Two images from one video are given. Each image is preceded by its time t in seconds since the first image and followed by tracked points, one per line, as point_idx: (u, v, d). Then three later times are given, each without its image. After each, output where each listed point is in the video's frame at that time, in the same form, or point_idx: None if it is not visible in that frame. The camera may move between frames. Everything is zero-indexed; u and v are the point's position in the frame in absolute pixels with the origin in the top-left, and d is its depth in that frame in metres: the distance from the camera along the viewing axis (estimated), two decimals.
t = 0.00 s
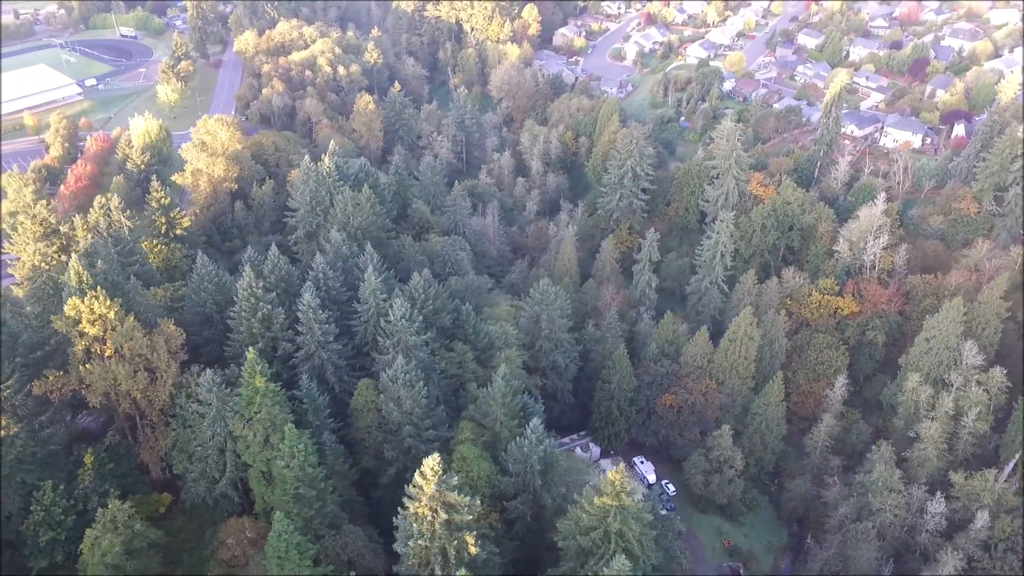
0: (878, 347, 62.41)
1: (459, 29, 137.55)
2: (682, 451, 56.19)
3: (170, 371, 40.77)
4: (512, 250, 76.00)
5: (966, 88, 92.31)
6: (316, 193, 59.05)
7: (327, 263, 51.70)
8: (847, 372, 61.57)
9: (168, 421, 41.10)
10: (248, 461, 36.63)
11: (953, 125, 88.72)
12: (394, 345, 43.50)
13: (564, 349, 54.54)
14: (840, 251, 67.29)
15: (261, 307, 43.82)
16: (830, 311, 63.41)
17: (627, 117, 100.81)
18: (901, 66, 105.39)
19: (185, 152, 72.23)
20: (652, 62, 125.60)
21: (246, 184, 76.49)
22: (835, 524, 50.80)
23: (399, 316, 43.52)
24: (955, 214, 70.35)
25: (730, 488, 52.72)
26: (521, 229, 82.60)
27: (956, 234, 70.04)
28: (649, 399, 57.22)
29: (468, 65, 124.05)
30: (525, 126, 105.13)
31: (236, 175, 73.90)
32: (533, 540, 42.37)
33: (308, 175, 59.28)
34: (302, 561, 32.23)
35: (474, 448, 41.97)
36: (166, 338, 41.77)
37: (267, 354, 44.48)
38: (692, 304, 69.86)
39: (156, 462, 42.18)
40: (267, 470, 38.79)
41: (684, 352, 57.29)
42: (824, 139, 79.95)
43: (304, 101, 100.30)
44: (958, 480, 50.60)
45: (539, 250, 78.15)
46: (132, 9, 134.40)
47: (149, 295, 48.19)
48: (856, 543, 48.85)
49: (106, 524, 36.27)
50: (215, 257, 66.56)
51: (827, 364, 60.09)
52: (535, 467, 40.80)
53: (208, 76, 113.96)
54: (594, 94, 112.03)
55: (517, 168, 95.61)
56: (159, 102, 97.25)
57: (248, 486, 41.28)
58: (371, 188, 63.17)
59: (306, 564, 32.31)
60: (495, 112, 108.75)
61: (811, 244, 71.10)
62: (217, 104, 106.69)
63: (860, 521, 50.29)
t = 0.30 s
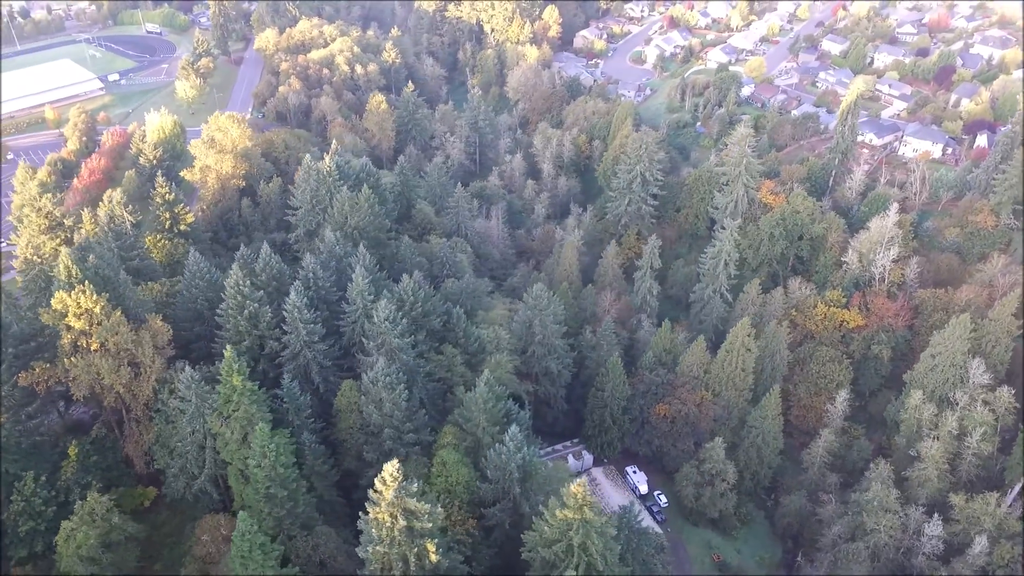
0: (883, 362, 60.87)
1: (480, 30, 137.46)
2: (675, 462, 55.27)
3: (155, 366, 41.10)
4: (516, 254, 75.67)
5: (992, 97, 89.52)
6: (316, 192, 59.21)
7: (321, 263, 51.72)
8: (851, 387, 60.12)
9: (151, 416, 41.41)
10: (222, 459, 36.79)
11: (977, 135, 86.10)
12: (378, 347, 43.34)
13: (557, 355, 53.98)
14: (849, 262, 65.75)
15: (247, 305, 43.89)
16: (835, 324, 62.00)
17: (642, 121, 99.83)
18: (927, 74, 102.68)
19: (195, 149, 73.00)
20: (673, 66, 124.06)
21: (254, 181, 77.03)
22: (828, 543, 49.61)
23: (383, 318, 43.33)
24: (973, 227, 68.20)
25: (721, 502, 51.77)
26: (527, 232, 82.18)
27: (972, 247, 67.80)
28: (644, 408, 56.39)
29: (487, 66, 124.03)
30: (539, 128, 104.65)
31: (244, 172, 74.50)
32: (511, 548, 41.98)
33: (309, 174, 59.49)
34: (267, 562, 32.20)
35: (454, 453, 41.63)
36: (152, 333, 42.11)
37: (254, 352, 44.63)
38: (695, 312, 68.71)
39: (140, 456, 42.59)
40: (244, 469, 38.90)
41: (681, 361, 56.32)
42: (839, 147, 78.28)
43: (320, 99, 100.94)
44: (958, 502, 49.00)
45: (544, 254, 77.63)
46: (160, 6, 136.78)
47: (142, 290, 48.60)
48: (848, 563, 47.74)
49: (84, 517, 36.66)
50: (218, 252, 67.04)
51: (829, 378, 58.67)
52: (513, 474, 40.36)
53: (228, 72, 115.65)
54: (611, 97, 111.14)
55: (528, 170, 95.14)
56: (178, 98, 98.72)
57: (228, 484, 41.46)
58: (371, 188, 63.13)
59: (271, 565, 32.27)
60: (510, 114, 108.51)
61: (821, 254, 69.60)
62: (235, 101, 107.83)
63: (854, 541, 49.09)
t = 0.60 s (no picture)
0: (888, 378, 59.36)
1: (499, 31, 137.33)
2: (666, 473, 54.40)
3: (140, 360, 41.46)
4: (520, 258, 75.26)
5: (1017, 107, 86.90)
6: (315, 191, 59.41)
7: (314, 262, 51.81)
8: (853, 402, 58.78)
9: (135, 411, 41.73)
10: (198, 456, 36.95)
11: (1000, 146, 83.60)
12: (362, 349, 43.26)
13: (548, 361, 53.44)
14: (856, 274, 64.31)
15: (234, 304, 44.05)
16: (839, 337, 60.64)
17: (656, 126, 98.82)
18: (952, 82, 99.99)
19: (204, 146, 73.87)
20: (692, 70, 122.49)
21: (262, 179, 77.53)
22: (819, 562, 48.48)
23: (366, 320, 43.20)
24: (988, 241, 66.18)
25: (711, 515, 50.83)
26: (533, 236, 81.67)
27: (987, 262, 65.73)
28: (637, 418, 55.59)
29: (504, 68, 123.75)
30: (553, 130, 104.07)
31: (251, 170, 75.01)
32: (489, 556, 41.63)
33: (309, 173, 59.74)
34: (231, 561, 32.19)
35: (433, 458, 41.39)
36: (139, 328, 42.46)
37: (240, 350, 44.81)
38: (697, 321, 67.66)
39: (124, 450, 42.93)
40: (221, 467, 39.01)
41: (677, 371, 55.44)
42: (853, 156, 76.64)
43: (334, 99, 101.49)
44: (956, 524, 47.53)
45: (548, 258, 77.05)
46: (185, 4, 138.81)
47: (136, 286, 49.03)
48: None
49: (62, 509, 37.00)
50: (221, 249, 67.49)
51: (829, 393, 57.43)
52: (489, 481, 39.99)
53: (247, 70, 117.06)
54: (627, 101, 110.19)
55: (539, 173, 94.63)
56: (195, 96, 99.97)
57: (208, 481, 41.64)
58: (371, 188, 63.15)
59: (235, 565, 32.26)
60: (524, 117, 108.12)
61: (829, 266, 68.16)
62: (252, 99, 108.90)
63: (846, 561, 47.89)
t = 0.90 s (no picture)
0: (893, 394, 57.79)
1: (521, 33, 137.06)
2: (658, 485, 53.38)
3: (127, 354, 41.79)
4: (525, 262, 74.68)
5: None
6: (317, 191, 59.58)
7: (309, 262, 51.90)
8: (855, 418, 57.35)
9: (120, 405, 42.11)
10: (176, 452, 37.14)
11: None
12: (346, 351, 43.18)
13: (541, 367, 52.92)
14: (866, 287, 62.74)
15: (223, 301, 44.28)
16: (844, 351, 59.25)
17: (672, 131, 97.66)
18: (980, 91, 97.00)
19: (214, 143, 74.59)
20: (714, 75, 120.85)
21: (272, 176, 78.04)
22: None
23: (350, 321, 43.12)
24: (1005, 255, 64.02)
25: (701, 530, 49.80)
26: (540, 239, 81.08)
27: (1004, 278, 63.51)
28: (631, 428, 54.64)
29: (524, 70, 123.32)
30: (568, 133, 103.35)
31: (260, 167, 75.55)
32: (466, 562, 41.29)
33: (311, 172, 59.96)
34: (196, 559, 32.22)
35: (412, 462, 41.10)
36: (128, 323, 42.82)
37: (229, 348, 44.98)
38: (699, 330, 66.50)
39: (111, 442, 43.44)
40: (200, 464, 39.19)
41: (673, 381, 54.47)
42: (868, 165, 74.91)
43: (350, 98, 101.99)
44: (953, 550, 46.00)
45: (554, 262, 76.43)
46: (212, 2, 140.76)
47: (133, 281, 49.55)
48: None
49: (42, 501, 37.48)
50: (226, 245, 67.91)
51: (830, 409, 56.10)
52: (466, 488, 39.62)
53: (268, 68, 118.39)
54: (645, 105, 109.05)
55: (551, 177, 94.01)
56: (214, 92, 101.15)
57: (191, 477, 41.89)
58: (374, 188, 63.19)
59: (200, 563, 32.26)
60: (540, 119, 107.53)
61: (838, 278, 66.60)
62: (270, 97, 109.89)
63: None
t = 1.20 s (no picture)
0: (894, 410, 56.31)
1: (540, 34, 136.55)
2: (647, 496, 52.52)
3: (111, 350, 42.14)
4: (527, 266, 74.23)
5: None
6: (316, 190, 59.67)
7: (302, 262, 52.02)
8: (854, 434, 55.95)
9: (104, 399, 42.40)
10: (151, 448, 37.28)
11: None
12: (328, 352, 43.07)
13: (530, 374, 52.34)
14: (871, 299, 61.29)
15: (210, 299, 44.53)
16: (845, 365, 57.89)
17: (685, 136, 96.57)
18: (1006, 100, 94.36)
19: (222, 140, 75.27)
20: (732, 80, 119.34)
21: (278, 174, 78.52)
22: None
23: (332, 322, 43.01)
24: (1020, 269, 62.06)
25: (688, 543, 48.88)
26: (545, 243, 80.57)
27: (1017, 294, 61.57)
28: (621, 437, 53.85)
29: (541, 71, 122.86)
30: (581, 136, 102.68)
31: (266, 165, 76.00)
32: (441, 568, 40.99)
33: (310, 172, 60.08)
34: (160, 557, 32.21)
35: (389, 466, 40.85)
36: (115, 318, 43.22)
37: (215, 346, 45.17)
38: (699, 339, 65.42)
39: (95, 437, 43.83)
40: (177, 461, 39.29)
41: (666, 391, 53.53)
42: (881, 175, 73.30)
43: (364, 97, 102.44)
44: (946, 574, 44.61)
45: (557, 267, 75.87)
46: None
47: (128, 277, 50.12)
48: None
49: (20, 493, 37.88)
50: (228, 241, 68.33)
51: (827, 423, 54.81)
52: (441, 493, 39.25)
53: (286, 67, 119.44)
54: (659, 110, 107.99)
55: (560, 180, 93.45)
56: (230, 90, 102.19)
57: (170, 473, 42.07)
58: (373, 189, 63.14)
59: (163, 561, 32.22)
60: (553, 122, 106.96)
61: (845, 289, 65.15)
62: (286, 95, 110.69)
63: None
